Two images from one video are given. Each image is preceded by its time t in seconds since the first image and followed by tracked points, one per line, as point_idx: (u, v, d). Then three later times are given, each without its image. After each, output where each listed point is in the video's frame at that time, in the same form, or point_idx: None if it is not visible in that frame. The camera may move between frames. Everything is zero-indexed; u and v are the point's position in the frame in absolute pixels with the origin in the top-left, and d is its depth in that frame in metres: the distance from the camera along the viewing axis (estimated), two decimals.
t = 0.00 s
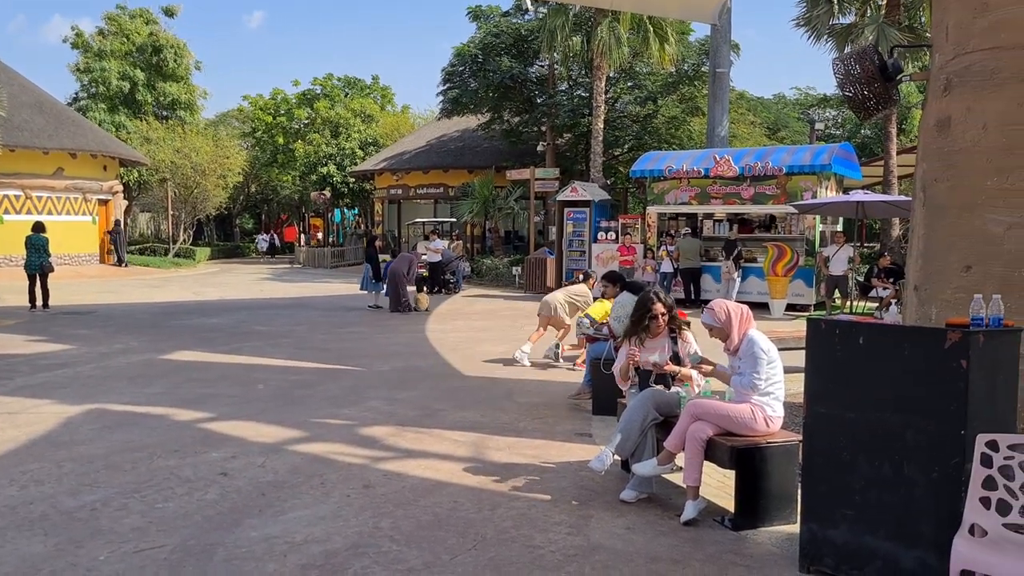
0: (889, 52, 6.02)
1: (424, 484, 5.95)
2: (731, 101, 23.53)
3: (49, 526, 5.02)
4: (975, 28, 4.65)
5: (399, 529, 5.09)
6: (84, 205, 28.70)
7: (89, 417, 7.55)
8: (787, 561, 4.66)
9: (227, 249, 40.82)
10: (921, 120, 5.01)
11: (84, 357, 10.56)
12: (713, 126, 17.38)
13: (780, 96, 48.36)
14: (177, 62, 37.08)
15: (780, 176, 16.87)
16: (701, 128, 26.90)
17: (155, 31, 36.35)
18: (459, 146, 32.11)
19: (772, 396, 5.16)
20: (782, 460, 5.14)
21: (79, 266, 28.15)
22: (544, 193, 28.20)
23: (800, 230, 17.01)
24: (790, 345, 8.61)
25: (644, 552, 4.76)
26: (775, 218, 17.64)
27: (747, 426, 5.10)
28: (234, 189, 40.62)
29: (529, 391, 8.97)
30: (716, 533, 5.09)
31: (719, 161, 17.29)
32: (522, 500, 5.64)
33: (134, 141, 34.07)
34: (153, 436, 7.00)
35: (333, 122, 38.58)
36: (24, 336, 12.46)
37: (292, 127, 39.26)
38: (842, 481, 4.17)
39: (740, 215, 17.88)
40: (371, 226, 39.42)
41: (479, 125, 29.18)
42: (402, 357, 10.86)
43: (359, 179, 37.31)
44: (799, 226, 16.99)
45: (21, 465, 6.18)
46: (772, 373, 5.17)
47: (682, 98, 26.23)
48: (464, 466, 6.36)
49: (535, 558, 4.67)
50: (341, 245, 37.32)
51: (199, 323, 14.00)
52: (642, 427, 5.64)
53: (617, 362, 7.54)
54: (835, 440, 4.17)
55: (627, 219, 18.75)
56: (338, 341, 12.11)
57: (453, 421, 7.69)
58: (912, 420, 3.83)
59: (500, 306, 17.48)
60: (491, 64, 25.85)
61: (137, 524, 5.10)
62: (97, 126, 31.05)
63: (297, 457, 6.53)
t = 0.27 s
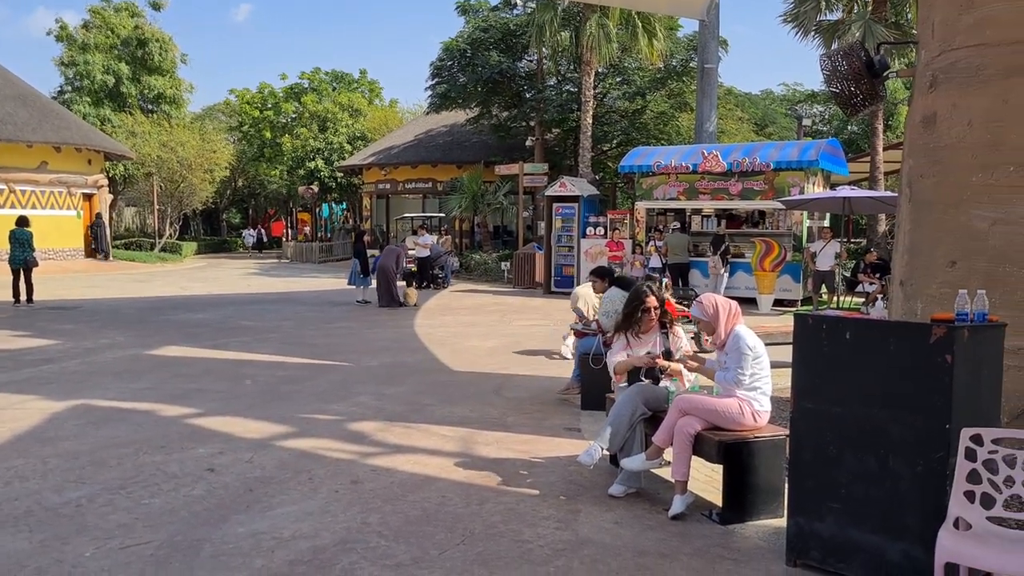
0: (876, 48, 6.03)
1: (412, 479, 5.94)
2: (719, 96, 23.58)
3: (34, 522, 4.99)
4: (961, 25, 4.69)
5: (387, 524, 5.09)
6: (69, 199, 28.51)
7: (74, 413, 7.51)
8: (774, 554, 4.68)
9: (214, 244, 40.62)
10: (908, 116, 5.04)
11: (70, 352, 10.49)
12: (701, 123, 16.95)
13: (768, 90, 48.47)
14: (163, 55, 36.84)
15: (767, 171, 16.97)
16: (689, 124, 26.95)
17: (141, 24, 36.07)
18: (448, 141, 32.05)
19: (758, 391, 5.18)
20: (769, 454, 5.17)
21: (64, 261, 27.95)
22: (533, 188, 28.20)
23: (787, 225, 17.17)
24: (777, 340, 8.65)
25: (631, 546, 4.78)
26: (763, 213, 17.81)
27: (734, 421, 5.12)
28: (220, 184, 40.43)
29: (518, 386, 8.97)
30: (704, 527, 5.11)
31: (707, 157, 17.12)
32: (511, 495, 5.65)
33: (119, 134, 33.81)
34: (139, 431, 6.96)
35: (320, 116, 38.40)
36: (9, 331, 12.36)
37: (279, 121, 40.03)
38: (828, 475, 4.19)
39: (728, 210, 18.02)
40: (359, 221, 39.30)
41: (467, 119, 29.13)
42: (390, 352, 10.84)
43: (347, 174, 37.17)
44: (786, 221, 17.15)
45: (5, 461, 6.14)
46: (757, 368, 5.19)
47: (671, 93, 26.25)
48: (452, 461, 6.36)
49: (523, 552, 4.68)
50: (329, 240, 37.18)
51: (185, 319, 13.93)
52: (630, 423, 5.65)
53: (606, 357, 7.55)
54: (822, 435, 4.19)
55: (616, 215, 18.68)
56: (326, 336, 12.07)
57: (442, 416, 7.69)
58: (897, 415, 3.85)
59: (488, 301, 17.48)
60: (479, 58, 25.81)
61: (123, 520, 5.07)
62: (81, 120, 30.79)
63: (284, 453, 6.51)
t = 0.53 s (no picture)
0: (867, 44, 6.04)
1: (404, 475, 5.94)
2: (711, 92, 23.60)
3: (24, 518, 4.97)
4: (951, 20, 4.70)
5: (379, 519, 5.08)
6: (58, 193, 28.34)
7: (63, 408, 7.47)
8: (765, 548, 4.69)
9: (204, 239, 40.43)
10: (896, 111, 5.06)
11: (59, 347, 10.42)
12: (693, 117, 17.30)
13: (759, 86, 48.50)
14: (152, 50, 36.65)
15: (759, 167, 16.96)
16: (681, 119, 26.96)
17: (130, 18, 35.85)
18: (439, 136, 31.97)
19: (749, 386, 5.20)
20: (761, 448, 5.18)
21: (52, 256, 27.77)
22: (525, 183, 28.16)
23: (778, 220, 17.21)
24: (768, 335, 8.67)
25: (623, 540, 4.79)
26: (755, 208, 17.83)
27: (725, 415, 5.13)
28: (211, 179, 40.26)
29: (510, 380, 8.97)
30: (696, 521, 5.12)
31: (699, 151, 17.35)
32: (503, 490, 5.65)
33: (108, 129, 33.59)
34: (130, 427, 6.93)
35: (311, 111, 38.24)
36: None
37: (269, 115, 39.83)
38: (819, 470, 4.20)
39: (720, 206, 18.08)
40: (351, 216, 39.18)
41: (459, 114, 29.06)
42: (382, 348, 10.82)
43: (338, 169, 37.02)
44: (777, 216, 17.19)
45: None
46: (749, 363, 5.20)
47: (663, 88, 26.26)
48: (444, 456, 6.36)
49: (515, 547, 4.69)
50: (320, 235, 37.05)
51: (175, 314, 13.87)
52: (623, 417, 5.66)
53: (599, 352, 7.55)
54: (814, 429, 4.20)
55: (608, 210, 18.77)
56: (318, 332, 12.05)
57: (433, 411, 7.68)
58: (890, 409, 3.86)
59: (480, 297, 17.47)
60: (471, 53, 25.77)
61: (114, 516, 5.05)
62: (70, 113, 30.58)
63: (276, 448, 6.49)
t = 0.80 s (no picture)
0: (838, 43, 6.11)
1: (379, 473, 5.91)
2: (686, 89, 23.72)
3: None
4: (920, 20, 4.79)
5: (354, 518, 5.06)
6: (27, 190, 27.90)
7: (31, 408, 7.35)
8: (739, 544, 4.73)
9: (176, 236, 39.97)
10: (869, 110, 5.16)
11: (27, 347, 10.26)
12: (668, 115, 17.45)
13: (734, 84, 48.83)
14: (122, 45, 36.17)
15: (733, 164, 17.07)
16: (657, 117, 27.07)
17: (100, 13, 35.35)
18: (415, 133, 31.86)
19: (722, 382, 5.24)
20: (734, 445, 5.22)
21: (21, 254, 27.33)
22: (501, 180, 28.14)
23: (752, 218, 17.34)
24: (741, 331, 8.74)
25: (598, 537, 4.80)
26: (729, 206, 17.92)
27: (699, 412, 5.16)
28: (183, 176, 39.83)
29: (486, 378, 8.96)
30: (670, 517, 5.15)
31: (674, 149, 17.43)
32: (478, 487, 5.64)
33: (78, 125, 33.09)
34: (99, 427, 6.84)
35: (285, 107, 37.96)
36: None
37: (242, 111, 39.06)
38: (791, 466, 4.24)
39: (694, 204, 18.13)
40: (326, 213, 38.93)
41: (435, 111, 28.98)
42: (357, 345, 10.77)
43: (313, 165, 36.74)
44: (751, 213, 17.33)
45: None
46: (721, 360, 5.25)
47: (638, 86, 26.39)
48: (418, 454, 6.34)
49: (490, 545, 4.68)
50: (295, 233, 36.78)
51: (147, 312, 13.70)
52: (598, 415, 5.67)
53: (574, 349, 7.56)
54: (786, 426, 4.23)
55: (584, 208, 18.86)
56: (292, 330, 11.97)
57: (409, 409, 7.66)
58: (861, 406, 3.90)
59: (455, 294, 17.43)
60: (446, 50, 25.71)
61: (83, 517, 4.98)
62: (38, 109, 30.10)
63: (249, 447, 6.44)
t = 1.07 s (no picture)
0: (759, 46, 6.29)
1: (302, 471, 5.80)
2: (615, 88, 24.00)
3: None
4: (837, 25, 5.04)
5: (276, 518, 4.95)
6: None
7: None
8: (662, 536, 4.79)
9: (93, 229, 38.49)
10: (790, 111, 5.42)
11: None
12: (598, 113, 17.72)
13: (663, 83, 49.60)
14: (34, 29, 34.65)
15: (661, 162, 17.38)
16: (586, 114, 27.31)
17: None
18: (344, 126, 31.41)
19: (647, 377, 5.30)
20: (658, 439, 5.29)
21: None
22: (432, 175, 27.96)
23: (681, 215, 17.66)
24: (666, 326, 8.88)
25: (523, 533, 4.80)
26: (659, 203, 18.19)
27: (624, 406, 5.21)
28: (101, 166, 38.41)
29: (414, 374, 8.90)
30: (596, 511, 5.19)
31: (604, 146, 17.65)
32: (404, 484, 5.59)
33: None
34: (5, 428, 6.53)
35: (210, 97, 36.95)
36: None
37: (163, 100, 37.67)
38: (711, 459, 4.31)
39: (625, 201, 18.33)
40: (252, 206, 38.06)
41: (364, 104, 28.61)
42: (282, 342, 10.56)
43: (238, 158, 35.85)
44: (679, 210, 17.65)
45: None
46: (647, 355, 5.31)
47: (569, 84, 26.58)
48: (344, 452, 6.24)
49: (415, 542, 4.64)
50: (219, 226, 35.85)
51: (60, 308, 13.15)
52: (524, 410, 5.70)
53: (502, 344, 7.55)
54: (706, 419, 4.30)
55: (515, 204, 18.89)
56: (215, 325, 11.66)
57: (334, 406, 7.54)
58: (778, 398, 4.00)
59: (385, 290, 17.25)
60: (376, 42, 25.41)
61: None
62: None
63: (166, 447, 6.24)
